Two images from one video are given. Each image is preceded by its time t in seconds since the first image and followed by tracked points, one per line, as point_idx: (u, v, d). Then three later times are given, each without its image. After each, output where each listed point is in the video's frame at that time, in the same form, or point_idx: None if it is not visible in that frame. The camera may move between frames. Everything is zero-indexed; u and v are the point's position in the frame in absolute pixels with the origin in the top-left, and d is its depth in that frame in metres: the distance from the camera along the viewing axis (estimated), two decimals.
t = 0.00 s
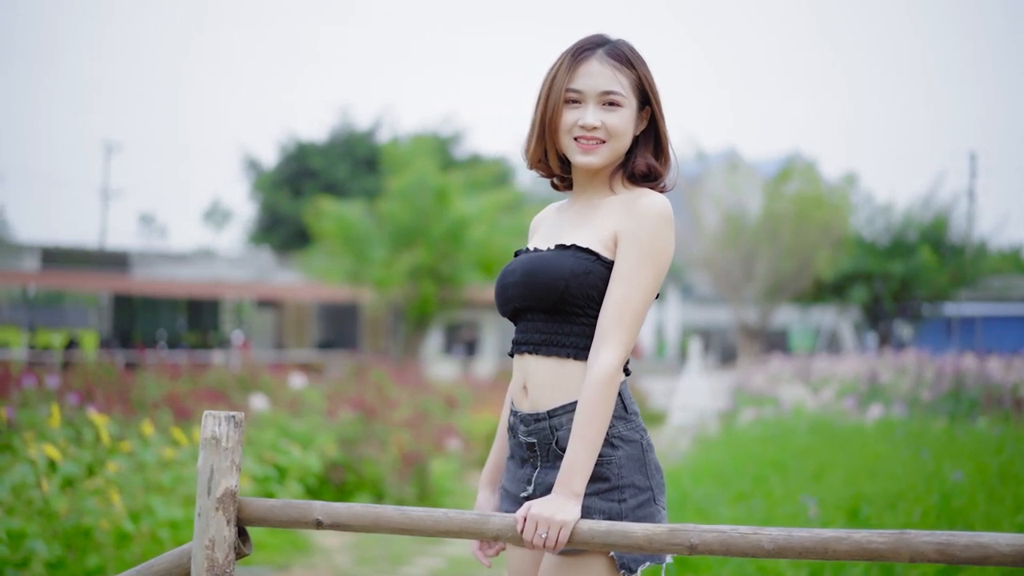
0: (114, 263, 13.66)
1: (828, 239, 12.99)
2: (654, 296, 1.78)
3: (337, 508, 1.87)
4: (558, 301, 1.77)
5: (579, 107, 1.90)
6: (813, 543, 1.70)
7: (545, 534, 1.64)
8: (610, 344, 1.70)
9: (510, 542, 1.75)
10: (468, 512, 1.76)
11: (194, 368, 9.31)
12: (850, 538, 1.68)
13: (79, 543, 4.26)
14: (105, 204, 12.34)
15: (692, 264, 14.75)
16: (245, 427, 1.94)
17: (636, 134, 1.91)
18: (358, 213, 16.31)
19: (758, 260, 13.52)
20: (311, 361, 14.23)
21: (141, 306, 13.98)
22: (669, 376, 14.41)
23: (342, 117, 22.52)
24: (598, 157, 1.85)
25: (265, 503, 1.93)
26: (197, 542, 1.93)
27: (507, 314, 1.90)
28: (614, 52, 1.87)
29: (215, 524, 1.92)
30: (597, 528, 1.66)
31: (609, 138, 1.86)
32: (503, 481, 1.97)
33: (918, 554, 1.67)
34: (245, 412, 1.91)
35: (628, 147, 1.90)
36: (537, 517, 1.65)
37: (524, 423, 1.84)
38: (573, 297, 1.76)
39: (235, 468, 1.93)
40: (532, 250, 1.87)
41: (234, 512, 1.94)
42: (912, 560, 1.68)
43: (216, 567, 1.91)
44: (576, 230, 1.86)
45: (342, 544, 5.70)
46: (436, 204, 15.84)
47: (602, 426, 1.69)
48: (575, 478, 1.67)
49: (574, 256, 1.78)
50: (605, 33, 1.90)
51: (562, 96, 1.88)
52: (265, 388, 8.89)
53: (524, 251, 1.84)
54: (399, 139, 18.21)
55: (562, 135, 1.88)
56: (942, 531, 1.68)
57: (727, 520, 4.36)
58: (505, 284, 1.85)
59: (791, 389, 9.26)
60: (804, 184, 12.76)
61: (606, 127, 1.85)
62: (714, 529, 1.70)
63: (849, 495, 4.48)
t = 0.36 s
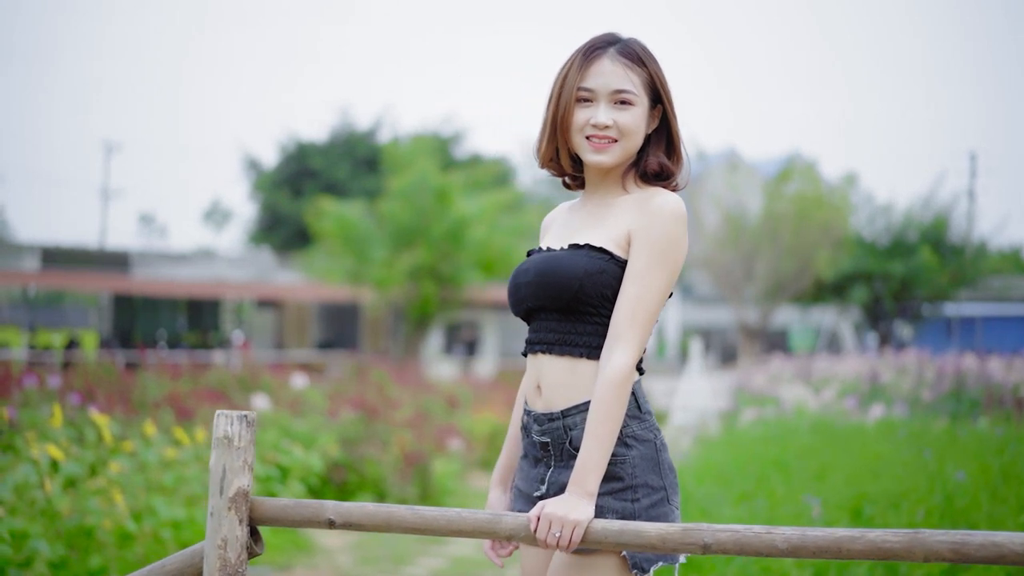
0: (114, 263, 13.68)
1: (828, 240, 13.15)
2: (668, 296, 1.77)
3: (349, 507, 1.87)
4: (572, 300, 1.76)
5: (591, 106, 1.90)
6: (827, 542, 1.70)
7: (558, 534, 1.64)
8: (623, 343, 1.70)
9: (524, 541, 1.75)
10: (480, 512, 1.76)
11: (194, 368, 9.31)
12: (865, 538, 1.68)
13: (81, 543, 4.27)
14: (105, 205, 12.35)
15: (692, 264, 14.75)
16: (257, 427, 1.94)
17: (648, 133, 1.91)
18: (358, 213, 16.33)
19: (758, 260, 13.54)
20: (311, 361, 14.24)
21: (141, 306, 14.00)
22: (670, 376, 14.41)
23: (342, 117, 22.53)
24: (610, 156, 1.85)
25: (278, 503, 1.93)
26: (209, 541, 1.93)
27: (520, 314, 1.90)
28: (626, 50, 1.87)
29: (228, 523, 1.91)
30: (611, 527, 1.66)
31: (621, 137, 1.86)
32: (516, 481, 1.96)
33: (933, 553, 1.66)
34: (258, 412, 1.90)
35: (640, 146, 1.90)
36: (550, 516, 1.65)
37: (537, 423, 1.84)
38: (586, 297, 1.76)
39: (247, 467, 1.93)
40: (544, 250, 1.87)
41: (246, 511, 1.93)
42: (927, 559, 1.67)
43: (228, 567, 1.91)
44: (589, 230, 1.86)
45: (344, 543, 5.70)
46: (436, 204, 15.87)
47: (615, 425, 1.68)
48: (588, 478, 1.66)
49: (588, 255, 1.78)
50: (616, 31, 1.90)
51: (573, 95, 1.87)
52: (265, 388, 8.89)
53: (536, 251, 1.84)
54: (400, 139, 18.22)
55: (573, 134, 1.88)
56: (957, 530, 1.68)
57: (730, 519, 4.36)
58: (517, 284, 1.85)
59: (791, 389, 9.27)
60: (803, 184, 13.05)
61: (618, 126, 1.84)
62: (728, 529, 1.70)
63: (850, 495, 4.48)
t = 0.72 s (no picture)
0: (114, 263, 13.69)
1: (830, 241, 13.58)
2: (678, 296, 1.77)
3: (359, 507, 1.87)
4: (582, 300, 1.77)
5: (600, 107, 1.90)
6: (838, 542, 1.70)
7: (569, 533, 1.64)
8: (634, 344, 1.70)
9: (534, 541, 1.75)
10: (491, 512, 1.75)
11: (194, 368, 9.32)
12: (876, 538, 1.68)
13: (83, 543, 4.27)
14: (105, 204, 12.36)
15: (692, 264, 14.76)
16: (266, 426, 1.94)
17: (657, 132, 1.91)
18: (358, 213, 16.35)
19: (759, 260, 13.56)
20: (311, 361, 14.26)
21: (141, 306, 13.99)
22: (670, 376, 14.41)
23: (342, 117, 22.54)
24: (621, 157, 1.85)
25: (288, 502, 1.93)
26: (219, 541, 1.93)
27: (531, 315, 1.90)
28: (634, 50, 1.86)
29: (238, 523, 1.91)
30: (621, 527, 1.66)
31: (631, 138, 1.85)
32: (526, 480, 1.97)
33: (945, 552, 1.66)
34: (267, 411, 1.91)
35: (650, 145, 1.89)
36: (560, 515, 1.65)
37: (547, 422, 1.85)
38: (596, 296, 1.76)
39: (258, 467, 1.93)
40: (555, 250, 1.87)
41: (256, 511, 1.93)
42: (938, 559, 1.67)
43: (238, 567, 1.91)
44: (600, 230, 1.86)
45: (345, 543, 5.70)
46: (436, 204, 15.91)
47: (625, 426, 1.68)
48: (598, 478, 1.66)
49: (597, 255, 1.78)
50: (624, 32, 1.90)
51: (582, 96, 1.88)
52: (265, 388, 8.89)
53: (547, 251, 1.84)
54: (400, 139, 18.23)
55: (583, 135, 1.88)
56: (968, 529, 1.68)
57: (732, 519, 4.36)
58: (529, 284, 1.85)
59: (792, 389, 9.29)
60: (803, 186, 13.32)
61: (627, 126, 1.84)
62: (739, 529, 1.70)
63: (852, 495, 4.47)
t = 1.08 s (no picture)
0: (110, 263, 13.66)
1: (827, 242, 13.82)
2: (684, 296, 1.77)
3: (368, 507, 1.87)
4: (588, 299, 1.77)
5: (608, 108, 1.90)
6: (846, 542, 1.70)
7: (578, 533, 1.65)
8: (641, 344, 1.70)
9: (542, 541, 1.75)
10: (499, 511, 1.76)
11: (191, 368, 9.31)
12: (885, 537, 1.69)
13: (82, 543, 4.27)
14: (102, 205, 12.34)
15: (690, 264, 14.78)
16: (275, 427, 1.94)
17: (666, 133, 1.91)
18: (356, 213, 16.37)
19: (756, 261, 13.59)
20: (308, 362, 14.25)
21: (138, 307, 13.95)
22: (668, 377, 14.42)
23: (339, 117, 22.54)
24: (628, 159, 1.86)
25: (296, 502, 1.94)
26: (227, 541, 1.93)
27: (540, 315, 1.91)
28: (641, 51, 1.87)
29: (246, 523, 1.92)
30: (630, 527, 1.66)
31: (638, 139, 1.86)
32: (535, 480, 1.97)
33: (953, 552, 1.67)
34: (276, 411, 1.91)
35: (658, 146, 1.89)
36: (569, 515, 1.66)
37: (554, 421, 1.85)
38: (601, 295, 1.76)
39: (267, 468, 1.93)
40: (562, 250, 1.88)
41: (265, 511, 1.94)
42: (946, 559, 1.68)
43: (247, 567, 1.91)
44: (608, 231, 1.86)
45: (343, 544, 5.70)
46: (434, 204, 15.93)
47: (631, 425, 1.68)
48: (606, 477, 1.67)
49: (603, 255, 1.78)
50: (632, 32, 1.90)
51: (590, 98, 1.88)
52: (262, 388, 8.90)
53: (554, 251, 1.85)
54: (398, 139, 18.24)
55: (591, 138, 1.88)
56: (977, 530, 1.69)
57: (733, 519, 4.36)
58: (537, 284, 1.86)
59: (791, 389, 9.30)
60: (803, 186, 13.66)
61: (634, 128, 1.85)
62: (747, 528, 1.70)
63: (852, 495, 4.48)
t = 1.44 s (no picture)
0: (103, 263, 13.63)
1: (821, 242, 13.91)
2: (689, 294, 1.77)
3: (373, 506, 1.87)
4: (592, 298, 1.77)
5: (612, 108, 1.91)
6: (850, 539, 1.71)
7: (582, 532, 1.65)
8: (645, 343, 1.70)
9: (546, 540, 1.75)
10: (504, 511, 1.76)
11: (185, 367, 9.30)
12: (890, 535, 1.70)
13: (77, 543, 4.23)
14: (95, 205, 12.33)
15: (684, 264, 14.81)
16: (280, 426, 1.94)
17: (671, 132, 1.91)
18: (349, 213, 16.35)
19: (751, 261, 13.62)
20: (302, 362, 14.24)
21: (131, 307, 13.92)
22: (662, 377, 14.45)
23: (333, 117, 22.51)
24: (632, 158, 1.86)
25: (301, 501, 1.93)
26: (232, 540, 1.93)
27: (545, 314, 1.91)
28: (645, 51, 1.87)
29: (251, 522, 1.92)
30: (634, 525, 1.67)
31: (642, 138, 1.86)
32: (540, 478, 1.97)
33: (958, 551, 1.68)
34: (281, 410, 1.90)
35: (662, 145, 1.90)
36: (574, 514, 1.66)
37: (560, 419, 1.86)
38: (606, 294, 1.77)
39: (271, 467, 1.93)
40: (568, 249, 1.88)
41: (270, 510, 1.93)
42: (951, 557, 1.69)
43: (252, 566, 1.91)
44: (612, 230, 1.87)
45: (338, 544, 5.69)
46: (428, 204, 15.92)
47: (635, 424, 1.68)
48: (611, 476, 1.67)
49: (608, 254, 1.79)
50: (636, 32, 1.90)
51: (594, 98, 1.89)
52: (257, 388, 8.90)
53: (559, 250, 1.85)
54: (392, 139, 18.22)
55: (595, 136, 1.89)
56: (982, 528, 1.70)
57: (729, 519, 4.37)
58: (542, 284, 1.86)
59: (785, 389, 9.32)
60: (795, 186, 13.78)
61: (637, 127, 1.85)
62: (752, 527, 1.71)
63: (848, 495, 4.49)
